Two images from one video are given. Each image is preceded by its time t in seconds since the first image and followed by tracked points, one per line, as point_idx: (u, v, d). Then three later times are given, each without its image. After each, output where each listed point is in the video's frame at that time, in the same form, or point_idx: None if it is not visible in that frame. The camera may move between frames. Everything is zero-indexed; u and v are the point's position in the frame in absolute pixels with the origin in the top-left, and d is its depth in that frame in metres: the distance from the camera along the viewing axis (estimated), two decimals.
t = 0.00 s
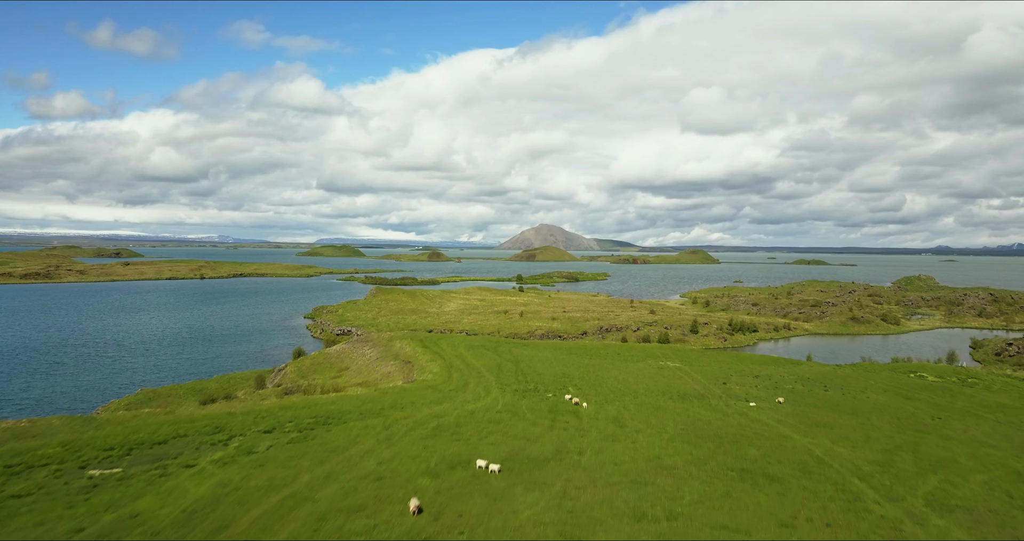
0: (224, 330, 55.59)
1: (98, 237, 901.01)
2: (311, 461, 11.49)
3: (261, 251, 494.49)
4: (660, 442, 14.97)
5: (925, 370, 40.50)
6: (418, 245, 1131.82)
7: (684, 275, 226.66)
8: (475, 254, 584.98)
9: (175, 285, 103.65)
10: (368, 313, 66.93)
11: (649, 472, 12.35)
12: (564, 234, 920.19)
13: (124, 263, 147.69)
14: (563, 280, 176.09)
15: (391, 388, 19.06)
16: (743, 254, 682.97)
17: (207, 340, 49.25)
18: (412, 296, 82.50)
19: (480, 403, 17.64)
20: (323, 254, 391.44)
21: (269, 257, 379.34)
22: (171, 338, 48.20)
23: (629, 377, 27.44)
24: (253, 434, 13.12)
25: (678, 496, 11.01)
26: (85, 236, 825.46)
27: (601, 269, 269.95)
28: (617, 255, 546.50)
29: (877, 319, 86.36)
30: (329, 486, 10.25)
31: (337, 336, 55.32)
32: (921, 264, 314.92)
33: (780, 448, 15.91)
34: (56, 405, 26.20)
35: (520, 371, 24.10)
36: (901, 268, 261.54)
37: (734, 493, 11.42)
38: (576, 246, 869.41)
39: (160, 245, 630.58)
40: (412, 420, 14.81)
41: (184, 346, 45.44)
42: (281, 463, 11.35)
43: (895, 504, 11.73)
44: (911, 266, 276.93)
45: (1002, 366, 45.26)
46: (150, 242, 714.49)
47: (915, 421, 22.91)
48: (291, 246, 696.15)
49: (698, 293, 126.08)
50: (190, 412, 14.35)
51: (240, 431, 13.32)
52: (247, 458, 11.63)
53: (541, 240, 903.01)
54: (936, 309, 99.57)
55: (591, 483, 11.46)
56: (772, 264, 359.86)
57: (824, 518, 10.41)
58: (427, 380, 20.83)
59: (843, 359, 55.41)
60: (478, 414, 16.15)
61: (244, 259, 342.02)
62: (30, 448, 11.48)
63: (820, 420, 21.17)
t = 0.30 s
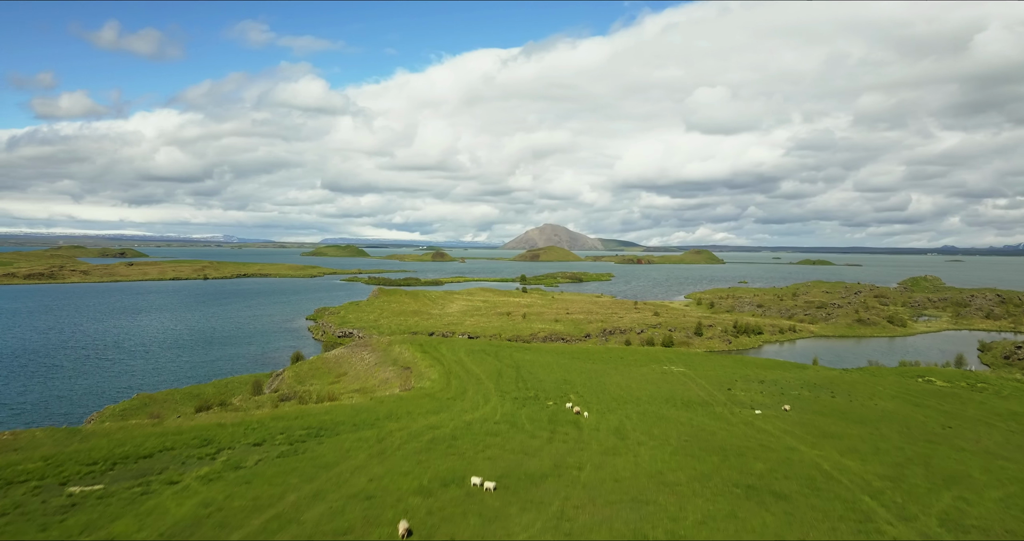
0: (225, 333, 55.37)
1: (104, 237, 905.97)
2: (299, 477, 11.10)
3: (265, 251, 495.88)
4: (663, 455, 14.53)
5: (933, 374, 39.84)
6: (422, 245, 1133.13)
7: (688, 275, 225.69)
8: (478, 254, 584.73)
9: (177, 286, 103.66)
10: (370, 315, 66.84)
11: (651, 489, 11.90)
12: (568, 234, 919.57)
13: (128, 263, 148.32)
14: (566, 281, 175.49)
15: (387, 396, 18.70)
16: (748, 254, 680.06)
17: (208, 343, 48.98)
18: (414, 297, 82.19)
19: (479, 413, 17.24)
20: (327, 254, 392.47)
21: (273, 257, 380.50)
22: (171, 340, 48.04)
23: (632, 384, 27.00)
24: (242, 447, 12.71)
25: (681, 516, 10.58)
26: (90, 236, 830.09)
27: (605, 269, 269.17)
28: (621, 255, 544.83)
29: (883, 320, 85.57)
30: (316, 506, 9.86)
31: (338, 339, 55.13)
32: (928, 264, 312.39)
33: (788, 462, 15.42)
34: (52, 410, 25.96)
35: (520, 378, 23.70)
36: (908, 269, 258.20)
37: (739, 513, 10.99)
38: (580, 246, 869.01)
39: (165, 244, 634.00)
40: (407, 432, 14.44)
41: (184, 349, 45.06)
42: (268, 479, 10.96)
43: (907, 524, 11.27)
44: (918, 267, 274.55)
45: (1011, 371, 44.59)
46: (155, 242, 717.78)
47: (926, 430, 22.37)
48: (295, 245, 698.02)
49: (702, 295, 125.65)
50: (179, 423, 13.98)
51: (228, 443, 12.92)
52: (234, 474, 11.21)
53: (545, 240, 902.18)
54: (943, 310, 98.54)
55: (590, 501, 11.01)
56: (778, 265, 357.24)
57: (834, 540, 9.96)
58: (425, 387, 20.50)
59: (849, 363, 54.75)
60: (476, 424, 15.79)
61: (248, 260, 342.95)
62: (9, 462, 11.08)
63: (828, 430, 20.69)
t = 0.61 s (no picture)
0: (228, 335, 55.23)
1: (113, 236, 915.43)
2: (285, 499, 10.62)
3: (272, 251, 498.66)
4: (668, 473, 13.97)
5: (945, 379, 38.93)
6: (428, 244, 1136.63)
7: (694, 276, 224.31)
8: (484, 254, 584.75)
9: (182, 287, 104.11)
10: (375, 317, 66.76)
11: (655, 512, 11.34)
12: (574, 234, 917.57)
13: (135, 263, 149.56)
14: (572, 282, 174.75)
15: (384, 407, 18.23)
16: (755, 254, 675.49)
17: (210, 346, 48.82)
18: (419, 298, 81.98)
19: (478, 425, 16.76)
20: (333, 254, 394.21)
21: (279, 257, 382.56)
22: (173, 343, 47.95)
23: (637, 392, 26.42)
24: (231, 464, 12.26)
25: None
26: (101, 235, 840.19)
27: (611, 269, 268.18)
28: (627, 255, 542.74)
29: (893, 323, 84.39)
30: (302, 533, 9.38)
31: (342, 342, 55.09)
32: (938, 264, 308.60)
33: (798, 480, 14.80)
34: (49, 415, 25.70)
35: (522, 386, 23.21)
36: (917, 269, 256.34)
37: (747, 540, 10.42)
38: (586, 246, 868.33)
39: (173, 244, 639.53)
40: (403, 447, 13.97)
41: (186, 352, 44.86)
42: (254, 501, 10.48)
43: None
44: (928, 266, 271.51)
45: None
46: (164, 242, 724.33)
47: (940, 443, 21.65)
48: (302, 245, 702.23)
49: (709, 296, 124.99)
50: (168, 438, 13.57)
51: (216, 460, 12.47)
52: (219, 494, 10.76)
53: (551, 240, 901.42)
54: (954, 312, 97.03)
55: (590, 526, 10.48)
56: (786, 265, 354.30)
57: None
58: (425, 396, 20.02)
59: (858, 367, 53.80)
60: (474, 438, 15.32)
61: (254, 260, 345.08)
62: None
63: (839, 443, 20.03)
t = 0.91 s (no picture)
0: (233, 338, 55.18)
1: (124, 237, 925.36)
2: (272, 524, 10.16)
3: (280, 251, 502.02)
4: (674, 494, 13.38)
5: (960, 386, 37.93)
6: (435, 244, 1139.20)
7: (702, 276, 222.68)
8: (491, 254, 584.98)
9: (190, 288, 104.64)
10: (380, 319, 66.58)
11: (660, 539, 10.74)
12: (581, 234, 915.88)
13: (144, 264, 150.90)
14: (579, 283, 173.85)
15: (381, 419, 17.79)
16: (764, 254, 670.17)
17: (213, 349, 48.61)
18: (424, 300, 81.70)
19: (478, 439, 16.24)
20: (341, 254, 396.12)
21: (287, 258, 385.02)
22: (177, 346, 47.86)
23: (644, 401, 25.75)
24: (219, 483, 11.84)
25: None
26: (112, 236, 849.14)
27: (618, 270, 266.96)
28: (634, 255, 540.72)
29: (904, 326, 82.88)
30: None
31: (347, 345, 54.89)
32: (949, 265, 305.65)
33: (811, 501, 14.13)
34: (49, 421, 25.46)
35: (526, 395, 22.66)
36: (927, 270, 253.33)
37: None
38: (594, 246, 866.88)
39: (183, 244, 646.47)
40: (400, 464, 13.46)
41: (189, 355, 44.71)
42: (239, 526, 10.04)
43: None
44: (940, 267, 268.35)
45: None
46: (174, 242, 730.98)
47: (958, 458, 20.82)
48: (310, 245, 704.85)
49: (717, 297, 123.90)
50: (156, 454, 13.14)
51: (204, 478, 12.03)
52: (203, 518, 10.31)
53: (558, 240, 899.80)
54: (967, 314, 95.25)
55: None
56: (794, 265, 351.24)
57: None
58: (425, 407, 19.59)
59: (870, 373, 52.70)
60: (473, 453, 14.79)
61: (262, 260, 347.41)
62: None
63: (853, 458, 19.28)
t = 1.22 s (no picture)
0: (237, 340, 55.16)
1: (134, 236, 935.58)
2: None
3: (287, 251, 504.89)
4: (679, 513, 12.84)
5: (973, 392, 37.02)
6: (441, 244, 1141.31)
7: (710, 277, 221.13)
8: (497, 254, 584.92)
9: (196, 289, 105.15)
10: (385, 321, 66.43)
11: None
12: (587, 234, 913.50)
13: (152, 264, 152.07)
14: (585, 284, 173.13)
15: (379, 430, 17.40)
16: (772, 254, 665.26)
17: (217, 351, 48.62)
18: (430, 302, 81.41)
19: (477, 452, 15.80)
20: (348, 254, 397.97)
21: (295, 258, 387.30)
22: (181, 348, 47.78)
23: (650, 409, 25.21)
24: (207, 501, 11.45)
25: None
26: (122, 236, 859.05)
27: (625, 270, 265.76)
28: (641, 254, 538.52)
29: (915, 328, 81.59)
30: None
31: (351, 348, 54.77)
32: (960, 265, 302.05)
33: (822, 521, 13.55)
34: (49, 425, 25.35)
35: (529, 404, 22.19)
36: (938, 270, 250.40)
37: None
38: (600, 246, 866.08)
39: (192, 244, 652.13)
40: (395, 481, 13.03)
41: (192, 357, 44.72)
42: None
43: None
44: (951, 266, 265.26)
45: None
46: (183, 242, 738.20)
47: (975, 471, 20.13)
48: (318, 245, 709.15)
49: (725, 298, 122.81)
50: (145, 468, 12.78)
51: (192, 496, 11.65)
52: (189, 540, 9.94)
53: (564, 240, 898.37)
54: (979, 316, 93.62)
55: None
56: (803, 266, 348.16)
57: None
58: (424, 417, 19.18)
59: (880, 377, 51.76)
60: (472, 469, 14.34)
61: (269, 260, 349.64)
62: None
63: (865, 472, 18.63)
